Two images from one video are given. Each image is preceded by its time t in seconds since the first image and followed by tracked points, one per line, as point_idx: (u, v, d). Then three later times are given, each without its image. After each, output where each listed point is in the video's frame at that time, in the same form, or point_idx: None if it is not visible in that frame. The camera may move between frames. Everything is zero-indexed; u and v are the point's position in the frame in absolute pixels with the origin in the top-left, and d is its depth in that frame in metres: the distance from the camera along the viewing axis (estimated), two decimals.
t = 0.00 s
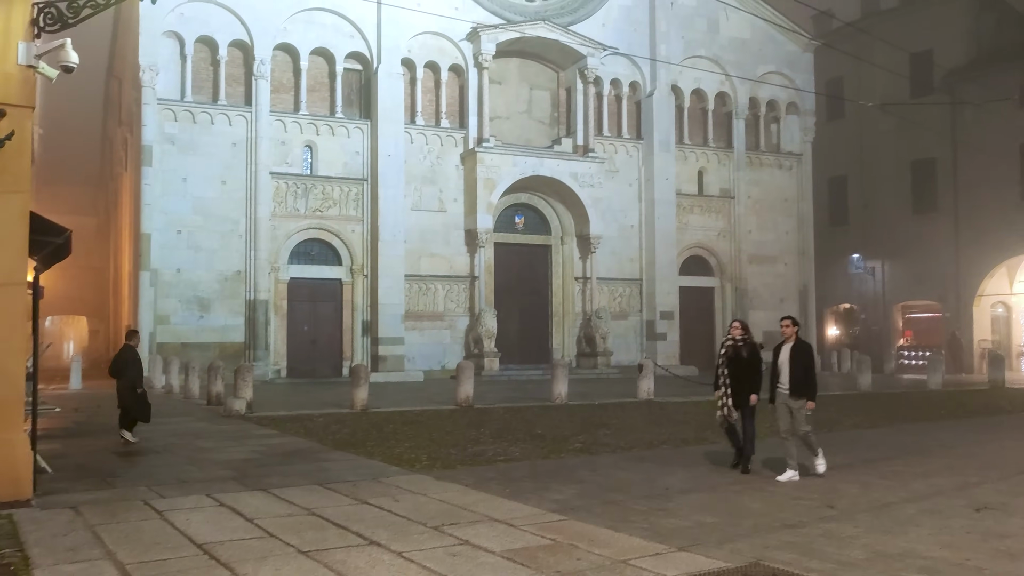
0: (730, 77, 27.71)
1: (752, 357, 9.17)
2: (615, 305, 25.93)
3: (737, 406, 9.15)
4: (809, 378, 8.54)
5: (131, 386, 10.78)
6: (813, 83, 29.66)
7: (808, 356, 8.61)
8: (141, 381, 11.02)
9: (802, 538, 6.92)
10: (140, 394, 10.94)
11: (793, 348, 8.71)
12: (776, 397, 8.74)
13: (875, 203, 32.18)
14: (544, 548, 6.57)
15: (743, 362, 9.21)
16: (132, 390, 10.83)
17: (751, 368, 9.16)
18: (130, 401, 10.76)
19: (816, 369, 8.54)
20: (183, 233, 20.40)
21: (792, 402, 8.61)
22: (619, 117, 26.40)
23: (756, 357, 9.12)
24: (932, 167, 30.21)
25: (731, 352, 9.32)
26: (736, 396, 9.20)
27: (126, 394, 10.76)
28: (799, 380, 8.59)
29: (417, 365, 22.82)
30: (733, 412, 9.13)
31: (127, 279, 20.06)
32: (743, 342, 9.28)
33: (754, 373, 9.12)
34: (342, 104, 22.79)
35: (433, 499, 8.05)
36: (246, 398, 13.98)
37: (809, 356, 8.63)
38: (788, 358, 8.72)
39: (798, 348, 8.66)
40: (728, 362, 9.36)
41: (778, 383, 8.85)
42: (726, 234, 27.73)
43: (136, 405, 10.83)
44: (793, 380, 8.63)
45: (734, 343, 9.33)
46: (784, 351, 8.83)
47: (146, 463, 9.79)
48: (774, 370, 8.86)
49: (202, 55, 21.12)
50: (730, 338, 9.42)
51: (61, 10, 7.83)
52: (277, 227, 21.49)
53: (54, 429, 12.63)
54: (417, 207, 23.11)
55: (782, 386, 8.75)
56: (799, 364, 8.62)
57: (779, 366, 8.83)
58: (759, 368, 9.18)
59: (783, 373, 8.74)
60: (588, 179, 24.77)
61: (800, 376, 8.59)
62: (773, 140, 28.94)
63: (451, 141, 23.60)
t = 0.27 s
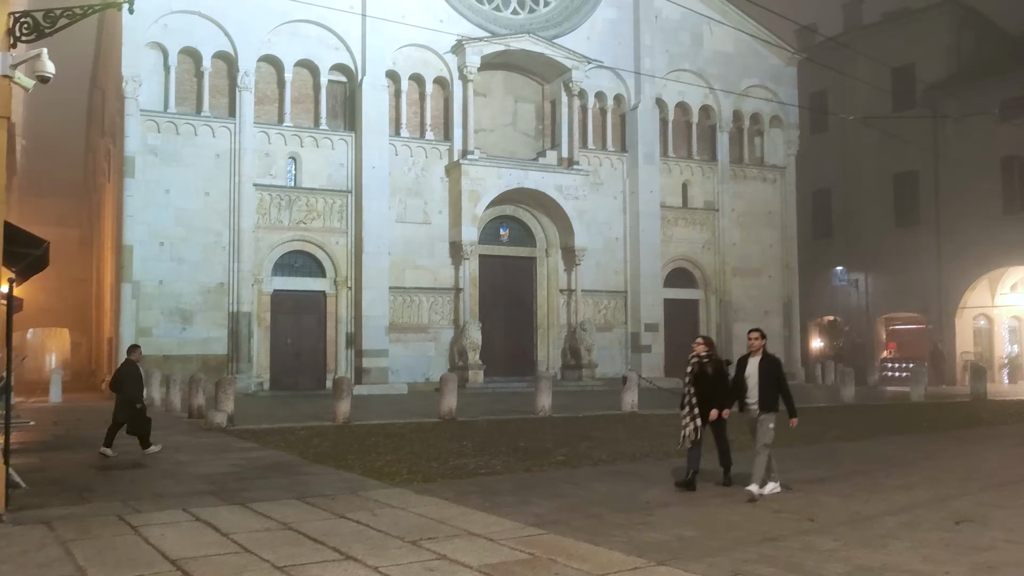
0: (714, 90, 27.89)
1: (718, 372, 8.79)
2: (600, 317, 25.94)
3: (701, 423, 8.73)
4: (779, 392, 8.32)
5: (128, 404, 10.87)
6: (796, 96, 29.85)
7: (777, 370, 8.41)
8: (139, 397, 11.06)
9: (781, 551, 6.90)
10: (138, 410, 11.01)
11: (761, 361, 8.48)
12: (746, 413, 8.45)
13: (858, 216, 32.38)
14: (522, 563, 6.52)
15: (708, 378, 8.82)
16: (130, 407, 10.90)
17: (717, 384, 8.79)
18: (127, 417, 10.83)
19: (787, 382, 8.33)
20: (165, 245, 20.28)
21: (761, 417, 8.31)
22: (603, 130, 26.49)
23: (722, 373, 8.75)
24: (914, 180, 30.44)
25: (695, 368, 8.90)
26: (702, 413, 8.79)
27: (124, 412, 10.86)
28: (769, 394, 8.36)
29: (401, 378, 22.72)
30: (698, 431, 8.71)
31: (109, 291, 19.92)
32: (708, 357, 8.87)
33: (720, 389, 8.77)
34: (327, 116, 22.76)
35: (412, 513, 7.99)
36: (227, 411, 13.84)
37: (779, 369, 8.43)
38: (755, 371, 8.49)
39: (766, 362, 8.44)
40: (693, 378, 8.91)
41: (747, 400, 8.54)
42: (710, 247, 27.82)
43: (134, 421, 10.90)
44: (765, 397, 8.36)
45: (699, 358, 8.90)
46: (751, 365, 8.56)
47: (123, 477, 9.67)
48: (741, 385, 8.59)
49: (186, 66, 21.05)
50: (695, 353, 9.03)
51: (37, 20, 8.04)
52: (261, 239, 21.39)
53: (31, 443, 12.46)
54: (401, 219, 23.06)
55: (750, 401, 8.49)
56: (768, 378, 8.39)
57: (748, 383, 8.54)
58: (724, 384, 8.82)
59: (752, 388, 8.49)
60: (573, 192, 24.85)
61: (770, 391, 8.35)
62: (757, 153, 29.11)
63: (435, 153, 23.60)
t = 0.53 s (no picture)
0: (701, 103, 28.02)
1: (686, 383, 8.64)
2: (587, 329, 25.91)
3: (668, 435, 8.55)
4: (746, 405, 8.17)
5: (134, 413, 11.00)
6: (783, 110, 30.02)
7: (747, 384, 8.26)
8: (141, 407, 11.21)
9: (763, 565, 6.86)
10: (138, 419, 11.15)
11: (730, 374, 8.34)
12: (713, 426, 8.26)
13: (845, 229, 32.54)
14: None
15: (676, 388, 8.67)
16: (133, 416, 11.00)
17: (684, 395, 8.63)
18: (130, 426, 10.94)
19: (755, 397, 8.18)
20: (150, 257, 20.17)
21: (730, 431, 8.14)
22: (591, 142, 26.54)
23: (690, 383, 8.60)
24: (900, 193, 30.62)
25: (662, 378, 8.75)
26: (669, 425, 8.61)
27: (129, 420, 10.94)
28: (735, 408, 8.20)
29: (387, 391, 22.58)
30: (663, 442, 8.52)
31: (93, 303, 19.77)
32: (675, 368, 8.73)
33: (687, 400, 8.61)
34: (313, 128, 22.72)
35: (392, 528, 7.90)
36: (210, 424, 13.70)
37: (747, 383, 8.28)
38: (723, 384, 8.34)
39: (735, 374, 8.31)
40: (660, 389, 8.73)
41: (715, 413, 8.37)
42: (697, 259, 27.87)
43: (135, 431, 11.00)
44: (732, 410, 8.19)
45: (666, 368, 8.76)
46: (721, 378, 8.42)
47: (101, 491, 9.54)
48: (709, 396, 8.42)
49: (172, 77, 20.99)
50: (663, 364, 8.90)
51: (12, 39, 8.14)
52: (246, 251, 21.29)
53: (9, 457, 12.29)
54: (388, 231, 23.00)
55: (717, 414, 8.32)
56: (736, 390, 8.24)
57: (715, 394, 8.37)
58: (691, 395, 8.67)
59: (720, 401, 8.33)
60: (560, 204, 24.89)
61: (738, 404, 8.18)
62: (744, 165, 29.22)
63: (422, 165, 23.58)
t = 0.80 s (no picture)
0: (690, 118, 28.09)
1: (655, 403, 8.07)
2: (576, 344, 25.84)
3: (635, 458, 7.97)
4: (714, 425, 7.54)
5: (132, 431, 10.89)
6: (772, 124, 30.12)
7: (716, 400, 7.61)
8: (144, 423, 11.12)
9: None
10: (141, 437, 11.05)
11: (699, 390, 7.68)
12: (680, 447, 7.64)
13: (834, 243, 32.63)
14: None
15: (644, 409, 8.07)
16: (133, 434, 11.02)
17: (653, 415, 8.05)
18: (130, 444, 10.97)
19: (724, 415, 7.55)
20: (136, 270, 20.03)
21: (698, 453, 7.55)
22: (580, 157, 26.55)
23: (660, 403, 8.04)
24: (888, 207, 30.72)
25: (631, 398, 8.19)
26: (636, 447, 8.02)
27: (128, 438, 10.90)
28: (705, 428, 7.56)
29: (375, 406, 22.43)
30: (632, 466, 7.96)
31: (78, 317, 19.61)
32: (644, 387, 8.18)
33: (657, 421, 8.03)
34: (302, 141, 22.67)
35: (372, 548, 7.78)
36: (194, 440, 13.54)
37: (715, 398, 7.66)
38: (692, 401, 7.69)
39: (704, 391, 7.64)
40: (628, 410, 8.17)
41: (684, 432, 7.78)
42: (687, 273, 27.86)
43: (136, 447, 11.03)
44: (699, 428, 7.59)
45: (634, 388, 8.22)
46: (689, 394, 7.76)
47: (79, 509, 9.39)
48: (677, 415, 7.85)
49: (159, 90, 20.92)
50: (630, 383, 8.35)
51: None
52: (233, 265, 21.17)
53: None
54: (377, 245, 22.91)
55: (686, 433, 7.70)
56: (705, 409, 7.58)
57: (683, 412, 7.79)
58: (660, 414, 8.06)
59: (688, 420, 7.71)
60: (549, 218, 24.86)
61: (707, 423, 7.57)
62: (733, 180, 29.27)
63: (411, 178, 23.54)
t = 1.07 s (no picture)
0: (682, 133, 28.18)
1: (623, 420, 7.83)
2: (569, 359, 25.77)
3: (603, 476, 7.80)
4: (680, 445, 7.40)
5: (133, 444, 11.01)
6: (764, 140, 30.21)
7: (682, 420, 7.52)
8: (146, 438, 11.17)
9: None
10: (144, 451, 11.10)
11: (664, 410, 7.60)
12: (646, 468, 7.53)
13: (827, 258, 32.68)
14: None
15: (613, 426, 7.85)
16: (134, 447, 11.04)
17: (622, 433, 7.82)
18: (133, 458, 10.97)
19: (689, 435, 7.45)
20: (126, 285, 19.94)
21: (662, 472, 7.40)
22: (572, 172, 26.58)
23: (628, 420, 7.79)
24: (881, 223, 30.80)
25: (600, 414, 7.96)
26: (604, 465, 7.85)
27: (129, 452, 11.01)
28: (669, 447, 7.45)
29: (366, 422, 22.30)
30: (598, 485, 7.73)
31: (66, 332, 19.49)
32: (614, 402, 7.93)
33: (625, 439, 7.80)
34: (293, 156, 22.66)
35: (357, 568, 7.68)
36: (181, 457, 13.41)
37: (683, 418, 7.52)
38: (658, 421, 7.62)
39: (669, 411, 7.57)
40: (597, 426, 7.96)
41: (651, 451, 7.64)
42: (679, 288, 27.85)
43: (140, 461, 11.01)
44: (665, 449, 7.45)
45: (604, 404, 7.97)
46: (656, 415, 7.69)
47: (62, 528, 9.26)
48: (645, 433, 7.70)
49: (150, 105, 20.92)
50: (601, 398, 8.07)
51: None
52: (224, 280, 21.08)
53: None
54: (368, 260, 22.85)
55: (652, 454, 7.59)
56: (669, 428, 7.50)
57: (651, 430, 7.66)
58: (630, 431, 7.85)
59: (655, 440, 7.61)
60: (541, 233, 24.86)
61: (671, 443, 7.45)
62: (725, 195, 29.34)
63: (403, 194, 23.52)
